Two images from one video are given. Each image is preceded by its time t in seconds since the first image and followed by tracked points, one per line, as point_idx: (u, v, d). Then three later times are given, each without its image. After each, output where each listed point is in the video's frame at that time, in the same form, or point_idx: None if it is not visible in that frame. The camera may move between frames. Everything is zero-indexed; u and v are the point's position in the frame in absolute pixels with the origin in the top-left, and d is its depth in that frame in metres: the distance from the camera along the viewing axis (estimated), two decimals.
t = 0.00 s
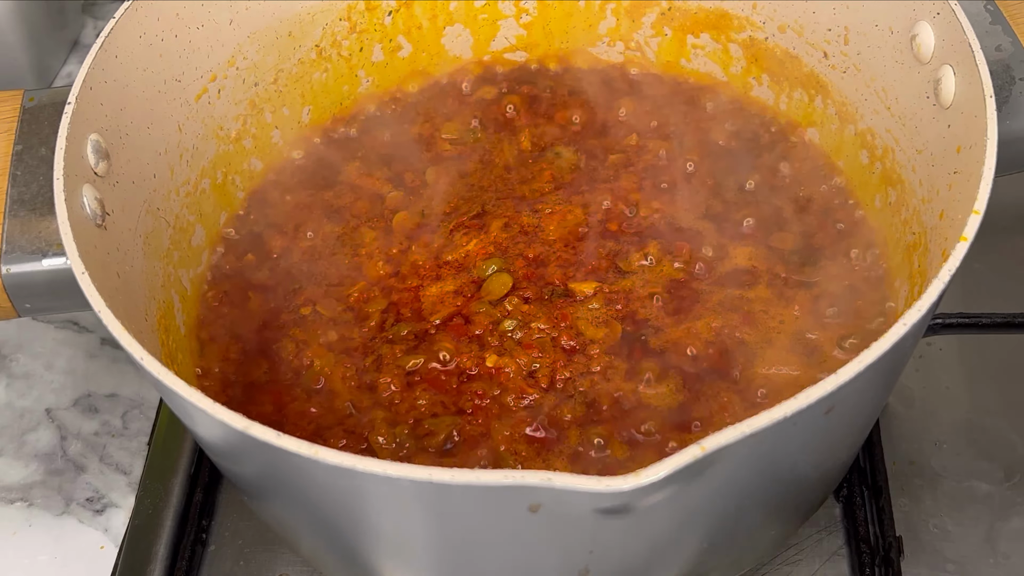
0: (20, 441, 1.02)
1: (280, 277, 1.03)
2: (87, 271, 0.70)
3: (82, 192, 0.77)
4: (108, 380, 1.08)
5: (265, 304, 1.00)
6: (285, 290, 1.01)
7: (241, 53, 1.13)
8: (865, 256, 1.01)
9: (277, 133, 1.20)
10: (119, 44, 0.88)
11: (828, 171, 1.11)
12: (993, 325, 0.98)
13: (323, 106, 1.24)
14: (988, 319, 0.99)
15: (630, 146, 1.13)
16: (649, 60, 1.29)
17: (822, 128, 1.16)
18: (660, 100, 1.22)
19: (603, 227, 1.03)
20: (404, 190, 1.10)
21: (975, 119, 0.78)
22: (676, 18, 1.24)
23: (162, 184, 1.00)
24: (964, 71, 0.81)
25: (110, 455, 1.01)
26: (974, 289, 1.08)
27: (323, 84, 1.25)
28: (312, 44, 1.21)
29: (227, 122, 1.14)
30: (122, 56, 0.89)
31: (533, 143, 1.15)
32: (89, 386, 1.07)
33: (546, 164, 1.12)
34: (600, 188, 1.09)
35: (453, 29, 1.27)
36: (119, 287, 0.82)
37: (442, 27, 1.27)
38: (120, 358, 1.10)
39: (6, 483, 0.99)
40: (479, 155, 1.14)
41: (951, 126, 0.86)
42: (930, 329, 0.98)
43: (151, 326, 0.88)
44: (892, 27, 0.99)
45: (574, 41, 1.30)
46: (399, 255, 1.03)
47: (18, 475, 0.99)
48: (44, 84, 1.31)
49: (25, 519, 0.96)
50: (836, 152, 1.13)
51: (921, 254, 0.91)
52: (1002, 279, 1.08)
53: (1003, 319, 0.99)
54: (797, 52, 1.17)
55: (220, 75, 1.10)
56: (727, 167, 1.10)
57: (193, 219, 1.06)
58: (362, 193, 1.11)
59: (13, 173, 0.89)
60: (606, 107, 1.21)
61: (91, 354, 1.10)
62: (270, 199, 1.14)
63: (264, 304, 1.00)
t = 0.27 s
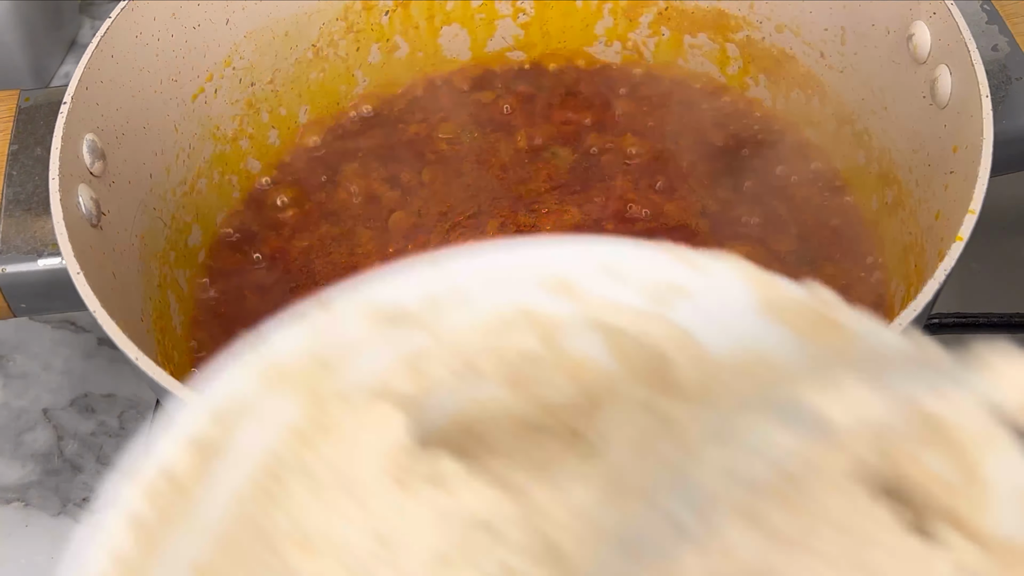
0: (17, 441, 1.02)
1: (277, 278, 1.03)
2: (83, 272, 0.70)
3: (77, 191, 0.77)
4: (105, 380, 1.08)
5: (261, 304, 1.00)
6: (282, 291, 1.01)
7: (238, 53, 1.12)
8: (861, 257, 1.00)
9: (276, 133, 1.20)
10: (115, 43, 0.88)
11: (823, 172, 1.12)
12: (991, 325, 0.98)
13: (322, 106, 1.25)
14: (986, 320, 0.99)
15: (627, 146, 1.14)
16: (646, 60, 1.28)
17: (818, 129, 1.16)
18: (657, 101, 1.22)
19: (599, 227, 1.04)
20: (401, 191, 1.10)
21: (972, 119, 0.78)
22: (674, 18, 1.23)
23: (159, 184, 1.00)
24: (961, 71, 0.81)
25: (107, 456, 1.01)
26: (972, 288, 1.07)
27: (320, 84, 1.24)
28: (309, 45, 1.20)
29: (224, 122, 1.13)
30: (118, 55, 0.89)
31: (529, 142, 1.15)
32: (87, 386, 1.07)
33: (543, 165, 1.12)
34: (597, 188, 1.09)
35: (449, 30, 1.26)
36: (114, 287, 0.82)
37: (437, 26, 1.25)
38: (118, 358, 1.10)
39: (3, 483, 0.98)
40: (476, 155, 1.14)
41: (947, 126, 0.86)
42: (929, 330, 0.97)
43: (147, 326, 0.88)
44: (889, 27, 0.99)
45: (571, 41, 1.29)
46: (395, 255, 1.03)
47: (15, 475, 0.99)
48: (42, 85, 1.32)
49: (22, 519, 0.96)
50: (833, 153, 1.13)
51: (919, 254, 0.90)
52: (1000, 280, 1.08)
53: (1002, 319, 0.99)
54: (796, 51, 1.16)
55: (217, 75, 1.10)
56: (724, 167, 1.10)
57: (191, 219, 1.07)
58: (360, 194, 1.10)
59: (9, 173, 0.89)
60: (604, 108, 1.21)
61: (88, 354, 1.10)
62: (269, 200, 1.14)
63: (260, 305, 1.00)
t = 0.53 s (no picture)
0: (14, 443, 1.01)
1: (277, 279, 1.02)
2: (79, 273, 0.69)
3: (75, 192, 0.76)
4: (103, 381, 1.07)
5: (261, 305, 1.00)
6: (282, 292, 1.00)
7: (236, 50, 1.10)
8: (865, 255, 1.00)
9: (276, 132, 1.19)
10: (112, 41, 0.87)
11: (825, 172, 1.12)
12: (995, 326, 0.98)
13: (323, 106, 1.24)
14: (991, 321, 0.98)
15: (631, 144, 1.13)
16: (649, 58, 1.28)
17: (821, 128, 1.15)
18: (659, 100, 1.21)
19: (601, 227, 1.03)
20: (402, 190, 1.09)
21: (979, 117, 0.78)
22: (677, 16, 1.22)
23: (157, 184, 0.99)
24: (969, 69, 0.80)
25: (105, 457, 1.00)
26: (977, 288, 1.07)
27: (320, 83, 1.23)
28: (308, 43, 1.18)
29: (223, 122, 1.12)
30: (115, 53, 0.88)
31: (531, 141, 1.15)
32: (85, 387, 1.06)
33: (544, 163, 1.11)
34: (599, 187, 1.08)
35: (450, 28, 1.26)
36: (112, 288, 0.81)
37: (438, 24, 1.24)
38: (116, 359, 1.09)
39: None
40: (477, 154, 1.13)
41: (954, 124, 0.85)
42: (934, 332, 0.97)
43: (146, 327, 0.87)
44: (895, 25, 0.98)
45: (573, 39, 1.28)
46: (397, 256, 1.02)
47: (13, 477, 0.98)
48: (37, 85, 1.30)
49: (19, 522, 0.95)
50: (835, 153, 1.13)
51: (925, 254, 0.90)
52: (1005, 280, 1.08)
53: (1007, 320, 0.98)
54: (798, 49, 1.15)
55: (215, 73, 1.08)
56: (727, 166, 1.09)
57: (189, 219, 1.07)
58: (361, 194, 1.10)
59: (5, 172, 0.87)
60: (606, 106, 1.20)
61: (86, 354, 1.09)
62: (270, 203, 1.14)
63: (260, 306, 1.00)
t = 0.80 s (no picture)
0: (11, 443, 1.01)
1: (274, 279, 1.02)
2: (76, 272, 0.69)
3: (71, 191, 0.76)
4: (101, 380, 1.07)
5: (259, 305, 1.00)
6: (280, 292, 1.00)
7: (235, 51, 1.10)
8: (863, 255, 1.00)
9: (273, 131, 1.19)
10: (109, 41, 0.87)
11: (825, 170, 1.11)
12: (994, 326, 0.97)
13: (320, 105, 1.24)
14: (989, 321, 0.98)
15: (628, 143, 1.12)
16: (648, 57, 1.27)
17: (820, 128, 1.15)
18: (658, 99, 1.21)
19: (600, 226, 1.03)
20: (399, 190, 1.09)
21: (978, 117, 0.77)
22: (676, 15, 1.22)
23: (155, 183, 0.99)
24: (967, 68, 0.80)
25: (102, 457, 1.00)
26: (976, 288, 1.07)
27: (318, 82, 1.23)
28: (307, 42, 1.18)
29: (221, 121, 1.12)
30: (113, 53, 0.88)
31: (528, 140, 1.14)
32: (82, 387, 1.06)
33: (543, 163, 1.11)
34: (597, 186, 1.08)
35: (449, 28, 1.26)
36: (110, 287, 0.81)
37: (437, 23, 1.24)
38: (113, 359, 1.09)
39: None
40: (475, 154, 1.13)
41: (953, 124, 0.85)
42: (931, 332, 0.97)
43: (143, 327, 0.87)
44: (894, 24, 0.98)
45: (573, 38, 1.28)
46: (394, 255, 1.02)
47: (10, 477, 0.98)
48: (36, 84, 1.31)
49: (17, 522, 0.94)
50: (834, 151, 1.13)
51: (923, 254, 0.90)
52: (1004, 279, 1.07)
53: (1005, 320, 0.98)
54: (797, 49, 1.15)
55: (214, 73, 1.08)
56: (725, 165, 1.09)
57: (187, 219, 1.06)
58: (358, 193, 1.09)
59: (2, 172, 0.87)
60: (604, 105, 1.20)
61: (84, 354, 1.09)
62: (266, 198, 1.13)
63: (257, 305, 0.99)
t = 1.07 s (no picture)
0: (14, 443, 1.01)
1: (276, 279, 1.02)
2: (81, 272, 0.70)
3: (75, 192, 0.77)
4: (104, 381, 1.07)
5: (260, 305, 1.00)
6: (281, 293, 1.00)
7: (237, 51, 1.11)
8: (863, 255, 1.00)
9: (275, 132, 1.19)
10: (113, 42, 0.87)
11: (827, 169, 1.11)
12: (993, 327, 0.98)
13: (322, 105, 1.24)
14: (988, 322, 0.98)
15: (629, 145, 1.13)
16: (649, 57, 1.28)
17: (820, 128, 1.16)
18: (659, 98, 1.21)
19: (601, 226, 1.03)
20: (400, 190, 1.09)
21: (977, 117, 0.78)
22: (676, 16, 1.23)
23: (157, 184, 1.00)
24: (965, 69, 0.81)
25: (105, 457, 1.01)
26: (975, 289, 1.08)
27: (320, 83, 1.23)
28: (308, 43, 1.19)
29: (223, 122, 1.13)
30: (116, 54, 0.88)
31: (530, 141, 1.15)
32: (85, 388, 1.06)
33: (544, 163, 1.11)
34: (598, 187, 1.08)
35: (451, 29, 1.26)
36: (113, 287, 0.81)
37: (439, 25, 1.25)
38: (116, 360, 1.09)
39: None
40: (476, 155, 1.13)
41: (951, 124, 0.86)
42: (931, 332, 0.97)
43: (146, 327, 0.87)
44: (893, 25, 0.98)
45: (573, 39, 1.29)
46: (395, 254, 1.02)
47: (13, 477, 0.98)
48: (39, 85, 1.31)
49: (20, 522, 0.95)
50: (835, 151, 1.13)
51: (923, 254, 0.90)
52: (1003, 280, 1.08)
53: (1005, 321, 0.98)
54: (798, 50, 1.16)
55: (216, 74, 1.09)
56: (726, 166, 1.10)
57: (189, 219, 1.06)
58: (359, 193, 1.10)
59: (6, 173, 0.88)
60: (605, 105, 1.20)
61: (87, 355, 1.09)
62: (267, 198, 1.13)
63: (259, 306, 1.00)
